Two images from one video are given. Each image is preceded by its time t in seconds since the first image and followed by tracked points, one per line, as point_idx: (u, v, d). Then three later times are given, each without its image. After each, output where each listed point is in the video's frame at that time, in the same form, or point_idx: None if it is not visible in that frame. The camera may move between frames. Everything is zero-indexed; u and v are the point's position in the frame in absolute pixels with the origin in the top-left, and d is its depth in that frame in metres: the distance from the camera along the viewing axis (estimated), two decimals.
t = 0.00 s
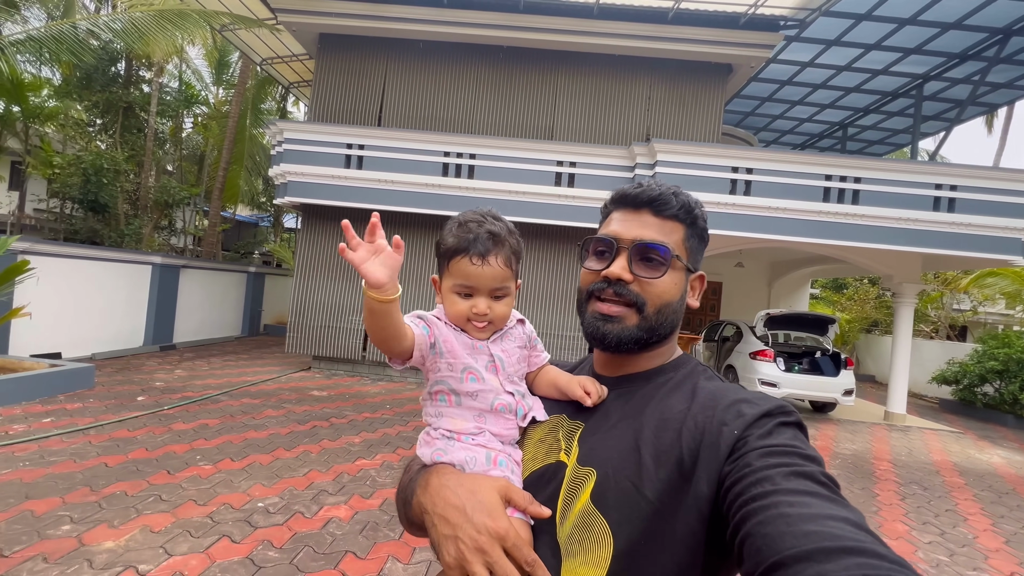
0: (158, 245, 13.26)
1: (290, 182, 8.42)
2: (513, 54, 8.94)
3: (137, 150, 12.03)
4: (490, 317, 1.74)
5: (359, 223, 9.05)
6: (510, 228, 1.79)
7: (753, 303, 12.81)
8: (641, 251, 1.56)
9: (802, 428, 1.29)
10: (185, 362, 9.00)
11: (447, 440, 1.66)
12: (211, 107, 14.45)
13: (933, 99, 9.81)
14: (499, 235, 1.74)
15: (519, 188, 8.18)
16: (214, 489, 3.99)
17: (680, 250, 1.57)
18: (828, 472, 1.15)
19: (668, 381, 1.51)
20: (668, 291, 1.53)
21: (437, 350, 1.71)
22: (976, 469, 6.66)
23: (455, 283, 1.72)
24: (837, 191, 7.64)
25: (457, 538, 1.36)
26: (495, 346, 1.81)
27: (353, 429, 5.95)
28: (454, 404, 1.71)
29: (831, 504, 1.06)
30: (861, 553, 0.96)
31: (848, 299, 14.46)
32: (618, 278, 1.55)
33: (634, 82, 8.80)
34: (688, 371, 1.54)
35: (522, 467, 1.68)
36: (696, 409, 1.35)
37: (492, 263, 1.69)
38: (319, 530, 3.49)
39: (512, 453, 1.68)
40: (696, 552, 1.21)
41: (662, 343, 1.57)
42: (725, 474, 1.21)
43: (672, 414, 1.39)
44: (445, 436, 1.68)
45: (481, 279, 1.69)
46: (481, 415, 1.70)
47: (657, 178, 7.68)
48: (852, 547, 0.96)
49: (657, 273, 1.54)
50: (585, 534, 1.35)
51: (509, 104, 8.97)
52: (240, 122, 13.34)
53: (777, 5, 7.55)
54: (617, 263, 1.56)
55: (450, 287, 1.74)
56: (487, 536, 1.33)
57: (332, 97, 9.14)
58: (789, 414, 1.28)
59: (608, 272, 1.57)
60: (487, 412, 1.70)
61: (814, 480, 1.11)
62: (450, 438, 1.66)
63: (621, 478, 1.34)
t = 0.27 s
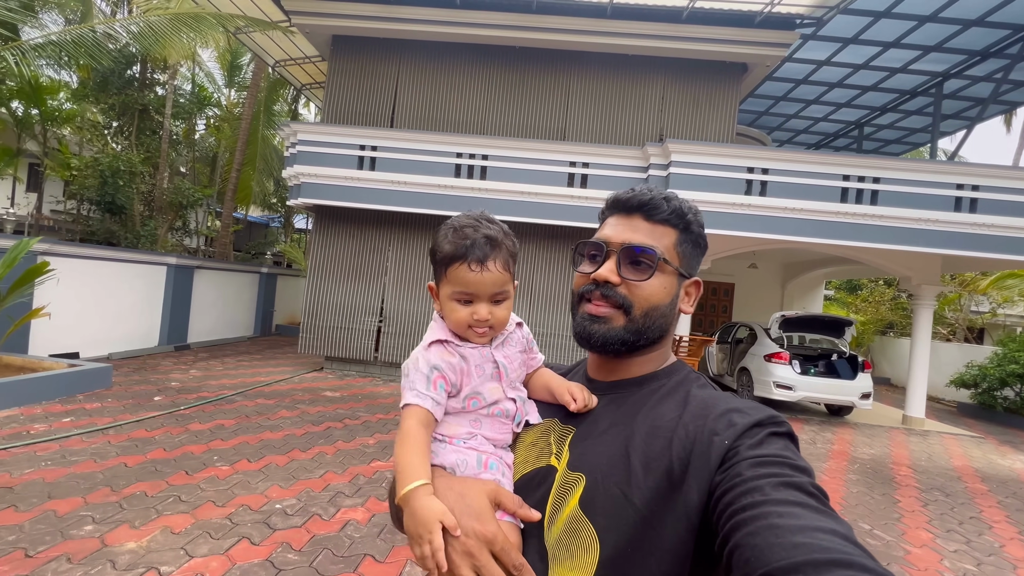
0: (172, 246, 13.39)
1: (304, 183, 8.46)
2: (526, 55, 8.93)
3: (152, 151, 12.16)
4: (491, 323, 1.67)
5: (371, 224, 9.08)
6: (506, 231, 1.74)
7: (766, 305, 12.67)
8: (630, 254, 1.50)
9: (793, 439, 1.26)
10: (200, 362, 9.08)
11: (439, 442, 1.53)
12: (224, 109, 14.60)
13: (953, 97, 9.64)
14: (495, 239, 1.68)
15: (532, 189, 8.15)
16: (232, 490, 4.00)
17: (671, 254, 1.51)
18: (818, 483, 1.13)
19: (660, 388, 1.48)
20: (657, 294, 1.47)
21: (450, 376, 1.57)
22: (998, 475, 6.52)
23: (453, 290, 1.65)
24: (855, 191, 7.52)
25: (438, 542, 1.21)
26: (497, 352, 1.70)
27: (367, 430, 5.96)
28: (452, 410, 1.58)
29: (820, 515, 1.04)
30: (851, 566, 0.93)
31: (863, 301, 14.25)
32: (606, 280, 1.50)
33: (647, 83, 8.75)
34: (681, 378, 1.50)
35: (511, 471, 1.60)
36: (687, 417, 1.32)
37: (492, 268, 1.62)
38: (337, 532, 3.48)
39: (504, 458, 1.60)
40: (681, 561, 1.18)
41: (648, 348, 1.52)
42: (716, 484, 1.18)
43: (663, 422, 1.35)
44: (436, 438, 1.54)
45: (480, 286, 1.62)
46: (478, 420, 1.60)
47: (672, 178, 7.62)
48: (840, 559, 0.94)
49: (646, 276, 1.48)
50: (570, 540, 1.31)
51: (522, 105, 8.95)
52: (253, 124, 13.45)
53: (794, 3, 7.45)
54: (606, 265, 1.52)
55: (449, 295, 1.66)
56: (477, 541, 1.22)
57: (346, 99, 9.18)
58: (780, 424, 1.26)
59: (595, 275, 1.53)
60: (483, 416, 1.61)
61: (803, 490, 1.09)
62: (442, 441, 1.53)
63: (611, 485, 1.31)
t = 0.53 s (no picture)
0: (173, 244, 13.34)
1: (308, 182, 8.42)
2: (531, 54, 8.89)
3: (155, 149, 12.10)
4: (489, 318, 1.58)
5: (375, 223, 9.04)
6: (494, 221, 1.65)
7: (769, 306, 12.64)
8: (621, 244, 1.44)
9: (799, 437, 1.21)
10: (202, 361, 9.03)
11: (438, 440, 1.48)
12: (225, 107, 14.56)
13: (959, 99, 9.61)
14: (485, 230, 1.59)
15: (538, 189, 8.12)
16: (239, 491, 3.96)
17: (664, 242, 1.44)
18: (825, 483, 1.07)
19: (661, 384, 1.40)
20: (650, 284, 1.40)
21: (437, 366, 1.51)
22: (1005, 478, 6.49)
23: (445, 289, 1.56)
24: (862, 193, 7.48)
25: (435, 538, 1.18)
26: (493, 347, 1.64)
27: (372, 431, 5.92)
28: (446, 403, 1.54)
29: (828, 517, 0.99)
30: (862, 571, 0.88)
31: (865, 302, 14.22)
32: (596, 272, 1.44)
33: (653, 83, 8.71)
34: (683, 374, 1.43)
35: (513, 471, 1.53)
36: (690, 415, 1.25)
37: (484, 262, 1.54)
38: (346, 534, 3.44)
39: (504, 457, 1.53)
40: (684, 561, 1.13)
41: (645, 342, 1.44)
42: (721, 484, 1.12)
43: (667, 420, 1.28)
44: (436, 435, 1.50)
45: (474, 282, 1.54)
46: (476, 417, 1.55)
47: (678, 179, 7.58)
48: (851, 565, 0.89)
49: (639, 266, 1.42)
50: (572, 540, 1.25)
51: (528, 105, 8.92)
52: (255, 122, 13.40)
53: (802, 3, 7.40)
54: (597, 257, 1.46)
55: (442, 295, 1.56)
56: (477, 543, 1.18)
57: (351, 98, 9.14)
58: (786, 422, 1.20)
59: (586, 267, 1.47)
60: (481, 413, 1.56)
61: (811, 491, 1.03)
62: (442, 438, 1.48)
63: (613, 484, 1.25)
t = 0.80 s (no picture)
0: (166, 240, 13.21)
1: (304, 179, 8.39)
2: (529, 55, 8.93)
3: (147, 144, 11.98)
4: (488, 293, 1.59)
5: (372, 221, 9.04)
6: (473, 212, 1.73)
7: (761, 307, 12.80)
8: (617, 239, 1.44)
9: (797, 435, 1.20)
10: (196, 359, 8.97)
11: (440, 429, 1.46)
12: (218, 102, 14.42)
13: (948, 106, 9.81)
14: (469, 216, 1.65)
15: (535, 189, 8.17)
16: (238, 487, 3.96)
17: (661, 238, 1.42)
18: (823, 482, 1.07)
19: (661, 380, 1.39)
20: (645, 279, 1.39)
21: (437, 359, 1.50)
22: (989, 476, 6.66)
23: (445, 269, 1.55)
24: (853, 196, 7.62)
25: (430, 527, 1.18)
26: (489, 338, 1.63)
27: (369, 428, 5.94)
28: (446, 395, 1.51)
29: (826, 515, 0.99)
30: (861, 568, 0.88)
31: (855, 304, 14.43)
32: (591, 266, 1.44)
33: (650, 86, 8.80)
34: (684, 371, 1.42)
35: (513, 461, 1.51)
36: (689, 411, 1.24)
37: (477, 237, 1.58)
38: (347, 530, 3.47)
39: (505, 446, 1.51)
40: (679, 557, 1.12)
41: (640, 338, 1.42)
42: (719, 481, 1.11)
43: (665, 415, 1.27)
44: (438, 425, 1.47)
45: (473, 256, 1.56)
46: (475, 406, 1.53)
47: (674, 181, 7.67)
48: (851, 561, 0.89)
49: (634, 261, 1.40)
50: (568, 532, 1.27)
51: (525, 105, 8.97)
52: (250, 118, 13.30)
53: (798, 9, 7.51)
54: (592, 252, 1.46)
55: (442, 276, 1.56)
56: (473, 530, 1.18)
57: (349, 96, 9.12)
58: (786, 421, 1.19)
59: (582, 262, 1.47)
60: (481, 402, 1.53)
61: (809, 489, 1.03)
62: (444, 427, 1.46)
63: (609, 477, 1.25)
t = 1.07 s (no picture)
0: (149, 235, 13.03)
1: (295, 176, 8.38)
2: (521, 57, 9.04)
3: (132, 137, 11.80)
4: (493, 280, 1.65)
5: (363, 219, 9.06)
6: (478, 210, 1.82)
7: (744, 308, 13.12)
8: (639, 237, 1.44)
9: (806, 425, 1.23)
10: (182, 354, 8.90)
11: (453, 417, 1.51)
12: (203, 95, 14.21)
13: (923, 115, 10.18)
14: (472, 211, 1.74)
15: (526, 189, 8.29)
16: (234, 480, 4.01)
17: (680, 236, 1.44)
18: (832, 470, 1.10)
19: (670, 372, 1.42)
20: (666, 278, 1.41)
21: (447, 350, 1.55)
22: (956, 471, 6.99)
23: (450, 258, 1.62)
24: (833, 202, 7.89)
25: (439, 506, 1.25)
26: (498, 328, 1.68)
27: (361, 424, 6.00)
28: (457, 383, 1.55)
29: (836, 502, 1.02)
30: (870, 553, 0.91)
31: (833, 306, 14.86)
32: (613, 265, 1.44)
33: (639, 90, 8.97)
34: (693, 363, 1.45)
35: (524, 448, 1.55)
36: (698, 402, 1.27)
37: (479, 228, 1.66)
38: (344, 521, 3.55)
39: (516, 433, 1.55)
40: (686, 543, 1.16)
41: (658, 334, 1.45)
42: (728, 470, 1.14)
43: (674, 406, 1.30)
44: (450, 412, 1.52)
45: (476, 245, 1.63)
46: (487, 393, 1.57)
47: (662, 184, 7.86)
48: (858, 545, 0.93)
49: (656, 259, 1.42)
50: (576, 517, 1.29)
51: (516, 106, 9.08)
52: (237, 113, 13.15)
53: (782, 19, 7.73)
54: (613, 250, 1.46)
55: (448, 266, 1.62)
56: (482, 512, 1.23)
57: (340, 93, 9.13)
58: (794, 412, 1.22)
59: (603, 260, 1.47)
60: (492, 389, 1.57)
61: (817, 476, 1.06)
62: (456, 415, 1.51)
63: (616, 465, 1.28)
